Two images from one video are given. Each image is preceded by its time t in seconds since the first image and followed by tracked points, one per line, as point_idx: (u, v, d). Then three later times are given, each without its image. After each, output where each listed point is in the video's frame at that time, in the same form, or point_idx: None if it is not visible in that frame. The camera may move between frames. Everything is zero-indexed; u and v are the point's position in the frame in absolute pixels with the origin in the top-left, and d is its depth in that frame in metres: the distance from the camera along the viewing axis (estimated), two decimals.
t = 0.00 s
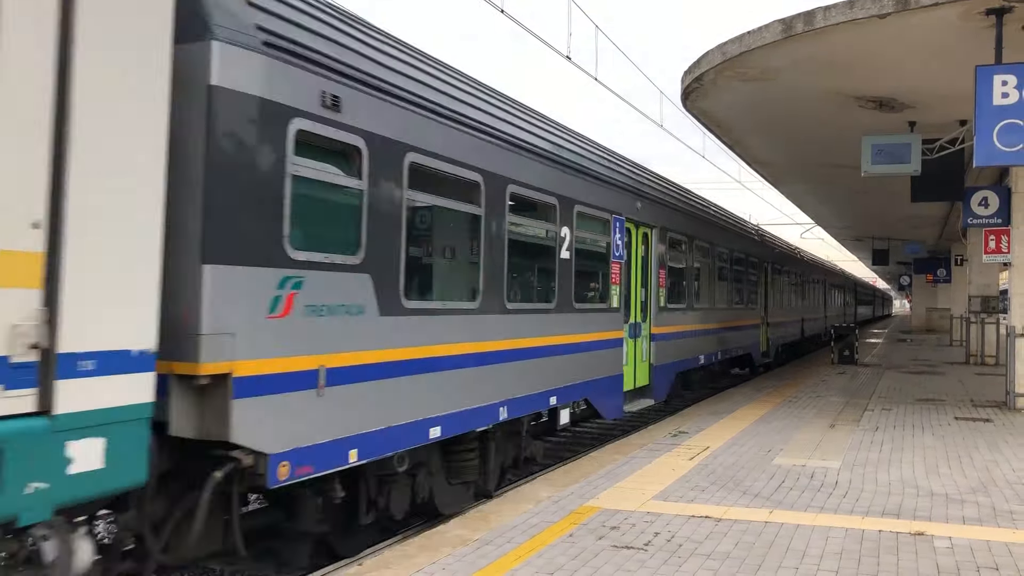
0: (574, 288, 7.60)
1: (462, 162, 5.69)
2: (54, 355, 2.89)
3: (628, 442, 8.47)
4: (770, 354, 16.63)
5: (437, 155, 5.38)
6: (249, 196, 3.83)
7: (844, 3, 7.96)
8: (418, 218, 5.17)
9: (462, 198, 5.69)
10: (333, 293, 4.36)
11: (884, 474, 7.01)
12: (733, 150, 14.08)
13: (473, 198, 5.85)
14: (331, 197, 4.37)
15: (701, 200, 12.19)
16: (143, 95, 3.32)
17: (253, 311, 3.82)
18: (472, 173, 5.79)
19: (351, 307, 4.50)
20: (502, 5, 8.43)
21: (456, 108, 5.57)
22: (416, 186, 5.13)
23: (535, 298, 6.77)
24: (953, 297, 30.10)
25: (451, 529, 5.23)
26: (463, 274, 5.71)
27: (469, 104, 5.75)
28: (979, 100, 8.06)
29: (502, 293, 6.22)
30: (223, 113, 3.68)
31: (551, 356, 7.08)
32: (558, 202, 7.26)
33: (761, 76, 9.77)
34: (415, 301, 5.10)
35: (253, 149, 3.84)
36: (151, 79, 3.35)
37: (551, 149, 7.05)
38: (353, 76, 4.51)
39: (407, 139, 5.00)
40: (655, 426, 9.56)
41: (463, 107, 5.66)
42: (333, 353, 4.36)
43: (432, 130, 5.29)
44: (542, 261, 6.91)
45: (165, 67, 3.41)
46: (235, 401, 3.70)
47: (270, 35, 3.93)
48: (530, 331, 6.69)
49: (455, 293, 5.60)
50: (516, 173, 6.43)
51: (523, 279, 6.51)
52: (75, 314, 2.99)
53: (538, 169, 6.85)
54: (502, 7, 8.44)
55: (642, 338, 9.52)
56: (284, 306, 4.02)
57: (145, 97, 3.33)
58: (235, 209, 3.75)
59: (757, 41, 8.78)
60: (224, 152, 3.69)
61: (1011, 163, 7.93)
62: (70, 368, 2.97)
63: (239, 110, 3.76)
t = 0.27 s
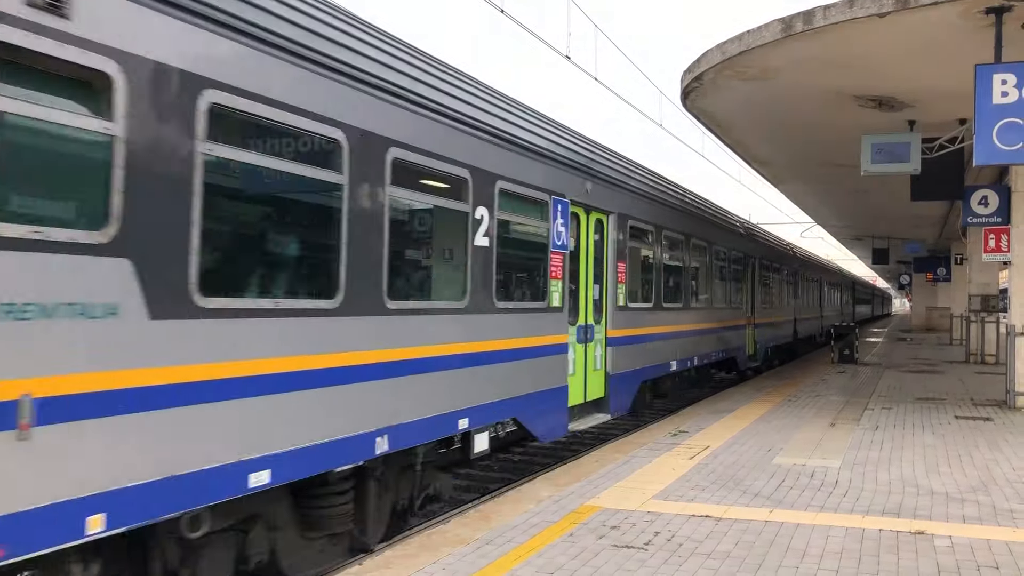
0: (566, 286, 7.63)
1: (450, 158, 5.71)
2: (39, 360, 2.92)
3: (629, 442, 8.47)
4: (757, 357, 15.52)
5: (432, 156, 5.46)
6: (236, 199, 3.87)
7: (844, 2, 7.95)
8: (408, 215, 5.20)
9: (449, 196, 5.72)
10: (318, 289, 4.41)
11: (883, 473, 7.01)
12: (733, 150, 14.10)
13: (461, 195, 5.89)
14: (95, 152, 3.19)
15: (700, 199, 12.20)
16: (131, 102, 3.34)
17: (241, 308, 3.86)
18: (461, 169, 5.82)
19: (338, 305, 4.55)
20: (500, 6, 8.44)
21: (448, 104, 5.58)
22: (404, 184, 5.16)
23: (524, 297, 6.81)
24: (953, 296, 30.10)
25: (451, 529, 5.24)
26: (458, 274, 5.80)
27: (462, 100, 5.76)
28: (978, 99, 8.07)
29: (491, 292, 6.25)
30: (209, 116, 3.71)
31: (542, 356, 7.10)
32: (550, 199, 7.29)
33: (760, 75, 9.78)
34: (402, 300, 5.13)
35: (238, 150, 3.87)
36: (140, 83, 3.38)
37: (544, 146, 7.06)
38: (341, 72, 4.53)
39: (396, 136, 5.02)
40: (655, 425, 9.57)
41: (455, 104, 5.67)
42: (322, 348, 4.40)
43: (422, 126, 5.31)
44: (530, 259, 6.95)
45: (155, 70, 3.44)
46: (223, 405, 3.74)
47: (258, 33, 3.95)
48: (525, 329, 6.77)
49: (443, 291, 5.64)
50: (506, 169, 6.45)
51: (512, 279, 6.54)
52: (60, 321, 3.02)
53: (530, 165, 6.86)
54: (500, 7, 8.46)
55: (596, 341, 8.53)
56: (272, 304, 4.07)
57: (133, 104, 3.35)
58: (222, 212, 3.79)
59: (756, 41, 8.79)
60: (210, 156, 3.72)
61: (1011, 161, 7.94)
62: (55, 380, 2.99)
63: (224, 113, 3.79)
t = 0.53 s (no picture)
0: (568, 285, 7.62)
1: (450, 157, 5.70)
2: (44, 360, 2.93)
3: (629, 442, 8.47)
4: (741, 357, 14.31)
5: (434, 156, 5.47)
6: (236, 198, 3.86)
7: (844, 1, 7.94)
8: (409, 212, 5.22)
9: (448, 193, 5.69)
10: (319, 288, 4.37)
11: (884, 472, 7.00)
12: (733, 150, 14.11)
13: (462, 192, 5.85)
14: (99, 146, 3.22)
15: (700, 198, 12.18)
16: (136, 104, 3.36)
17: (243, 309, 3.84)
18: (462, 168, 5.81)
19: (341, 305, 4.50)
20: (500, 6, 8.44)
21: (447, 103, 5.58)
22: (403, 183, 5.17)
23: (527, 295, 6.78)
24: (953, 295, 30.09)
25: (452, 529, 5.23)
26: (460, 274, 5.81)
27: (461, 99, 5.75)
28: (978, 99, 8.07)
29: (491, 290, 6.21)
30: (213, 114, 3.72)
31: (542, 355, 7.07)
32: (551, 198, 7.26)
33: (759, 75, 9.79)
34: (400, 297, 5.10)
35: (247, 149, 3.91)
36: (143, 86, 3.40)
37: (545, 145, 7.05)
38: (342, 72, 4.53)
39: (398, 137, 5.05)
40: (655, 425, 9.57)
41: (454, 102, 5.66)
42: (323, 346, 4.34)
43: (422, 126, 5.31)
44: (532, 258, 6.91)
45: (157, 72, 3.45)
46: (229, 406, 3.73)
47: (257, 31, 3.95)
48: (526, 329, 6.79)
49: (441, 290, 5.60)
50: (506, 169, 6.44)
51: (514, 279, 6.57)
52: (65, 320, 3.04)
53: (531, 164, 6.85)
54: (500, 7, 8.46)
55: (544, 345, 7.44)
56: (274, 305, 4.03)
57: (137, 107, 3.37)
58: (223, 210, 3.78)
59: (756, 41, 8.80)
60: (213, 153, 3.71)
61: (1012, 161, 7.93)
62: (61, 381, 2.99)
63: (228, 114, 3.80)
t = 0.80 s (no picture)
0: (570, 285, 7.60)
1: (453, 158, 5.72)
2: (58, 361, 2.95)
3: (630, 442, 8.47)
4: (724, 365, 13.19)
5: (438, 157, 5.48)
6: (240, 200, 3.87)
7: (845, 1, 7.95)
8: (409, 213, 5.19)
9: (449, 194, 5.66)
10: (321, 290, 4.35)
11: (885, 472, 7.00)
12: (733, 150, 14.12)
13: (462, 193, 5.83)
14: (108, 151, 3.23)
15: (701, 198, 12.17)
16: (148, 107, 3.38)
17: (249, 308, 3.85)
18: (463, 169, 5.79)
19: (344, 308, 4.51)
20: (501, 6, 8.45)
21: (448, 103, 5.57)
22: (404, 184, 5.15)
23: (528, 296, 6.75)
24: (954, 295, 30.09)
25: (453, 529, 5.23)
26: (464, 276, 5.82)
27: (461, 100, 5.75)
28: (979, 99, 8.07)
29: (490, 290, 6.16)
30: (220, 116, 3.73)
31: (543, 355, 7.04)
32: (553, 198, 7.25)
33: (760, 75, 9.79)
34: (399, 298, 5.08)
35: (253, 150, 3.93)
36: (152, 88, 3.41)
37: (545, 146, 7.04)
38: (344, 73, 4.53)
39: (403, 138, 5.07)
40: (655, 425, 9.58)
41: (455, 103, 5.66)
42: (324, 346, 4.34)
43: (424, 127, 5.30)
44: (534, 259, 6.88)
45: (161, 73, 3.44)
46: (238, 406, 3.75)
47: (260, 32, 3.95)
48: (530, 329, 6.80)
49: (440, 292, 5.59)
50: (508, 169, 6.42)
51: (518, 279, 6.58)
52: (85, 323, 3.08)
53: (532, 163, 6.84)
54: (501, 7, 8.47)
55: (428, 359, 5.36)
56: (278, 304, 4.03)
57: (148, 110, 3.39)
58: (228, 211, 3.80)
59: (756, 41, 8.80)
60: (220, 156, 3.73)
61: (1013, 161, 7.92)
62: (86, 381, 3.05)
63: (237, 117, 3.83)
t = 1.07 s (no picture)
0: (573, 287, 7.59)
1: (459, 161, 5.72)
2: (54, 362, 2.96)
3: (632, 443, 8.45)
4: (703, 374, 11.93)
5: (444, 158, 5.49)
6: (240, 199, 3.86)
7: (845, 2, 7.96)
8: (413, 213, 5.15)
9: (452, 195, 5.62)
10: (344, 289, 4.48)
11: (886, 473, 7.00)
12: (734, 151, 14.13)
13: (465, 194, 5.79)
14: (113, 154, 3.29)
15: (702, 199, 12.18)
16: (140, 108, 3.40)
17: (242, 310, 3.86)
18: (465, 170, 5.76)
19: (345, 309, 4.48)
20: (502, 8, 8.44)
21: (447, 103, 5.56)
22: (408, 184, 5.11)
23: (531, 297, 6.72)
24: (955, 296, 30.08)
25: (453, 530, 5.23)
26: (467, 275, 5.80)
27: (460, 100, 5.74)
28: (980, 100, 8.06)
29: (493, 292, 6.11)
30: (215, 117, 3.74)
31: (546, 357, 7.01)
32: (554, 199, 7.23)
33: (761, 76, 9.80)
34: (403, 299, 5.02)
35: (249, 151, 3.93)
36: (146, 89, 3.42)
37: (546, 146, 7.03)
38: (344, 73, 4.52)
39: (409, 141, 5.09)
40: (656, 426, 9.58)
41: (454, 103, 5.65)
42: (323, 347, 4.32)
43: (429, 128, 5.33)
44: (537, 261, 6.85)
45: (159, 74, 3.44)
46: (229, 407, 3.76)
47: (259, 32, 3.95)
48: (536, 329, 6.80)
49: (447, 293, 5.52)
50: (509, 170, 6.40)
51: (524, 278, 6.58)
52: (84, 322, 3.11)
53: (533, 164, 6.83)
54: (502, 9, 8.44)
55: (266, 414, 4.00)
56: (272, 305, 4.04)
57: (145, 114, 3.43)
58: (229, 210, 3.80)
59: (757, 42, 8.81)
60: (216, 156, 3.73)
61: (1013, 162, 7.92)
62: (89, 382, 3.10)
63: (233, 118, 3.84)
